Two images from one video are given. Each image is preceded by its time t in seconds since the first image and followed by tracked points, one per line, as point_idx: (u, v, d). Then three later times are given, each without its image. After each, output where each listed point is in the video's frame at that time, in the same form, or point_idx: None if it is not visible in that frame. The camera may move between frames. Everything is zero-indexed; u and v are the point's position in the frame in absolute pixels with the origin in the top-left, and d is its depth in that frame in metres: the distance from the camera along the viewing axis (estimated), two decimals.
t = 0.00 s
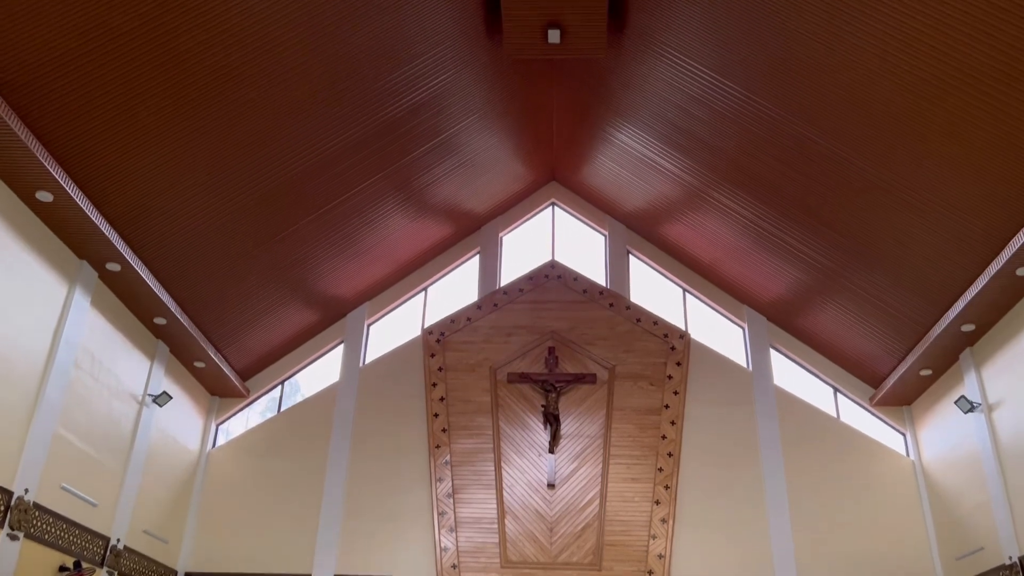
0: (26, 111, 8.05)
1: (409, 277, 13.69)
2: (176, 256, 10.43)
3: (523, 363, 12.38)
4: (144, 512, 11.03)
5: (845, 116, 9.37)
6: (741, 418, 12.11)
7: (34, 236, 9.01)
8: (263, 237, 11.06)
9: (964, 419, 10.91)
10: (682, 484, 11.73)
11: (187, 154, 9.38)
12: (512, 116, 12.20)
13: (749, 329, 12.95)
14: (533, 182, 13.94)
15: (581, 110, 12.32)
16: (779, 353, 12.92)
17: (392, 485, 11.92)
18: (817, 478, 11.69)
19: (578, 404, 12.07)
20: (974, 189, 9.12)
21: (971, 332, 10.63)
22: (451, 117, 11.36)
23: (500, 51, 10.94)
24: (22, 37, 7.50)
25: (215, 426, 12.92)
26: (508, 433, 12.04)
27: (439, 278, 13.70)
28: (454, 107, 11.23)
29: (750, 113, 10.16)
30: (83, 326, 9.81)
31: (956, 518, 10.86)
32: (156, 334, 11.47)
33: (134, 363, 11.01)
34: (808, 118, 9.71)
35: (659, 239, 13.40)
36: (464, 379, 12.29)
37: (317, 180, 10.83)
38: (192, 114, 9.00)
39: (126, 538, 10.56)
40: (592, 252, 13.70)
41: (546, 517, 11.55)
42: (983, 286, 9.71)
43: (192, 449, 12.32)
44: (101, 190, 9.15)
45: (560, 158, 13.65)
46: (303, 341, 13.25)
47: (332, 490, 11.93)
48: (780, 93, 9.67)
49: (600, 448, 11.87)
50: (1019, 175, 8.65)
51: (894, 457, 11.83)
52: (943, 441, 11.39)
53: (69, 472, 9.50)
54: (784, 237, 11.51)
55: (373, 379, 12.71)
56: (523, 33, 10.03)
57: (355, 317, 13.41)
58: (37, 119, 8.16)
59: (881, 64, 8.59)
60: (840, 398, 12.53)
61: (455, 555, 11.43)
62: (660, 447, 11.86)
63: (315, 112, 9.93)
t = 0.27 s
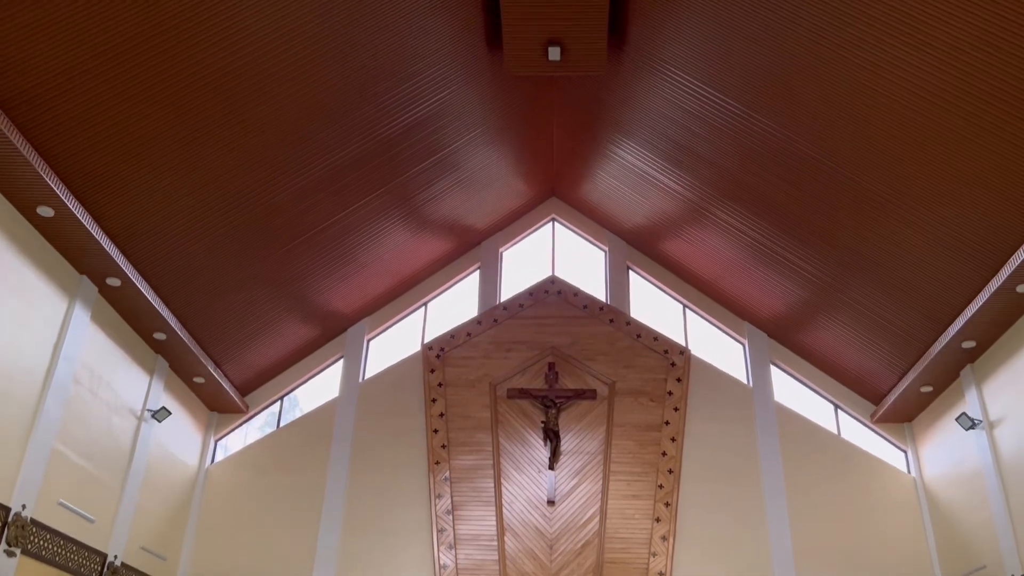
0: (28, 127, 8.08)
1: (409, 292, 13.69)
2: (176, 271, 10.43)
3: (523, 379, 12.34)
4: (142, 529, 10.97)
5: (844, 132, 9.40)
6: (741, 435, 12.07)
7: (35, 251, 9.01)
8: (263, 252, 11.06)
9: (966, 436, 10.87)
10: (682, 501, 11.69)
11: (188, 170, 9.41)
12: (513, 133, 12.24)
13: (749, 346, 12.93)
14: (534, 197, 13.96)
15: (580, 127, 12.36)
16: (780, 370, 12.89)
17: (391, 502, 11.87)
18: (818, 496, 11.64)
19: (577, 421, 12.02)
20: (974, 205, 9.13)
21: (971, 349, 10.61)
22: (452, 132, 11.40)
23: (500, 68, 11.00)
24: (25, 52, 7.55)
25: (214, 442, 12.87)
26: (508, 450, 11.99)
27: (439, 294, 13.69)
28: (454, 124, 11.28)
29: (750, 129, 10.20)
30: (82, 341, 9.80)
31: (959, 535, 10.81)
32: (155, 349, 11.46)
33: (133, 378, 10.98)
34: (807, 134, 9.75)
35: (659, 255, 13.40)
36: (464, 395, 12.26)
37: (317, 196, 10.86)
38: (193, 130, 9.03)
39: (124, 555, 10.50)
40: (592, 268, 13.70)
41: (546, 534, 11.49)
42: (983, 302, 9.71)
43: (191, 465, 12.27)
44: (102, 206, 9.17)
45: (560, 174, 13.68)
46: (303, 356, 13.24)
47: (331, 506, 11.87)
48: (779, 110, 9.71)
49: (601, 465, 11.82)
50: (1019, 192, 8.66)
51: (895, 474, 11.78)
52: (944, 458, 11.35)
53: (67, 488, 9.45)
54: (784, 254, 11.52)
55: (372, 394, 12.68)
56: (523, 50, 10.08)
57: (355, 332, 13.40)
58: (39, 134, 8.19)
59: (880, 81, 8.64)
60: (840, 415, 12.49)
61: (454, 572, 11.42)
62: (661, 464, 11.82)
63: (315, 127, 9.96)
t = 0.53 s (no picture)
0: (29, 143, 8.09)
1: (408, 308, 13.68)
2: (176, 286, 10.43)
3: (522, 395, 12.30)
4: (139, 545, 10.89)
5: (844, 149, 9.44)
6: (742, 451, 12.03)
7: (35, 267, 9.01)
8: (263, 268, 11.06)
9: (967, 453, 10.84)
10: (683, 518, 11.63)
11: (189, 186, 9.43)
12: (513, 149, 12.27)
13: (749, 362, 12.91)
14: (533, 213, 13.98)
15: (580, 143, 12.40)
16: (780, 386, 12.87)
17: (389, 518, 11.80)
18: (820, 513, 11.57)
19: (577, 437, 11.99)
20: (974, 222, 9.15)
21: (972, 366, 10.60)
22: (452, 148, 11.44)
23: (501, 85, 11.05)
24: (28, 68, 7.58)
25: (212, 458, 12.81)
26: (508, 467, 11.95)
27: (439, 309, 13.69)
28: (455, 140, 11.31)
29: (750, 146, 10.23)
30: (81, 357, 9.78)
31: (961, 553, 10.75)
32: (155, 365, 11.44)
33: (132, 393, 10.95)
34: (807, 151, 9.78)
35: (659, 271, 13.41)
36: (464, 410, 12.22)
37: (318, 212, 10.88)
38: (194, 146, 9.06)
39: (120, 572, 10.42)
40: (592, 284, 13.70)
41: (546, 551, 11.42)
42: (983, 319, 9.71)
43: (189, 481, 12.22)
44: (102, 221, 9.17)
45: (560, 190, 13.70)
46: (302, 372, 13.22)
47: (329, 523, 11.80)
48: (779, 127, 9.75)
49: (601, 482, 11.78)
50: (1018, 209, 8.68)
51: (896, 491, 11.73)
52: (945, 476, 11.31)
53: (64, 505, 9.39)
54: (784, 270, 11.53)
55: (371, 410, 12.64)
56: (524, 67, 10.13)
57: (354, 348, 13.38)
58: (40, 151, 8.20)
59: (878, 98, 8.68)
60: (841, 431, 12.46)
61: None
62: (661, 481, 11.79)
63: (316, 143, 9.99)
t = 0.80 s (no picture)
0: (30, 159, 8.10)
1: (408, 323, 13.67)
2: (175, 302, 10.42)
3: (521, 411, 12.26)
4: (136, 562, 10.83)
5: (843, 166, 9.48)
6: (742, 468, 12.00)
7: (35, 282, 9.01)
8: (263, 283, 11.06)
9: (967, 471, 10.81)
10: (683, 535, 11.58)
11: (189, 202, 9.45)
12: (513, 165, 12.31)
13: (749, 380, 12.89)
14: (533, 229, 13.99)
15: (580, 160, 12.43)
16: (779, 403, 12.85)
17: (388, 535, 11.73)
18: (820, 531, 11.52)
19: (577, 454, 11.89)
20: (973, 239, 9.17)
21: (972, 383, 10.59)
22: (452, 165, 11.48)
23: (501, 102, 11.10)
24: (30, 84, 7.61)
25: (210, 474, 12.76)
26: (507, 484, 11.91)
27: (438, 325, 13.67)
28: (454, 156, 11.35)
29: (749, 163, 10.27)
30: (80, 373, 9.77)
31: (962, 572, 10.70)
32: (153, 380, 11.41)
33: (130, 409, 10.91)
34: (806, 168, 9.82)
35: (659, 287, 13.42)
36: (463, 426, 12.15)
37: (318, 227, 10.90)
38: (195, 162, 9.09)
39: None
40: (591, 300, 13.68)
41: (546, 569, 11.42)
42: (983, 336, 9.72)
43: (187, 498, 12.16)
44: (102, 236, 9.17)
45: (559, 207, 13.73)
46: (301, 387, 13.20)
47: (327, 540, 11.73)
48: (778, 144, 9.79)
49: (601, 499, 11.75)
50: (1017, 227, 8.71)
51: (897, 509, 11.70)
52: (946, 493, 11.27)
53: (61, 522, 9.35)
54: (783, 286, 11.54)
55: (370, 426, 12.60)
56: (524, 84, 10.17)
57: (353, 364, 13.36)
58: (41, 167, 8.22)
59: (877, 115, 8.73)
60: (841, 448, 12.43)
61: None
62: (661, 498, 11.75)
63: (316, 159, 10.03)
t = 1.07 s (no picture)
0: (30, 175, 8.13)
1: (407, 338, 13.66)
2: (174, 317, 10.41)
3: (520, 426, 12.21)
4: None
5: (841, 182, 9.51)
6: (741, 485, 11.95)
7: (33, 297, 9.00)
8: (262, 298, 11.06)
9: (967, 487, 10.78)
10: (682, 552, 11.50)
11: (189, 217, 9.47)
12: (512, 181, 12.35)
13: (748, 396, 12.86)
14: (532, 244, 14.01)
15: (579, 175, 12.47)
16: (779, 419, 12.83)
17: (385, 552, 11.64)
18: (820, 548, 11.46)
19: (576, 470, 11.87)
20: (971, 255, 9.20)
21: (971, 400, 10.58)
22: (452, 180, 11.52)
23: (500, 117, 11.15)
24: (31, 100, 7.64)
25: (208, 490, 12.70)
26: (506, 500, 11.86)
27: (437, 340, 13.66)
28: (454, 172, 11.40)
29: (747, 180, 10.31)
30: (78, 388, 9.74)
31: None
32: (151, 396, 11.38)
33: (128, 424, 10.88)
34: (804, 185, 9.85)
35: (658, 302, 13.43)
36: (461, 442, 12.12)
37: (317, 243, 10.91)
38: (195, 178, 9.12)
39: None
40: (590, 315, 13.67)
41: None
42: (982, 353, 9.72)
43: (183, 514, 12.10)
44: (101, 252, 9.18)
45: (558, 222, 13.75)
46: (299, 403, 13.17)
47: (325, 556, 11.65)
48: (777, 160, 9.83)
49: (600, 515, 11.70)
50: (1015, 243, 8.73)
51: (897, 526, 11.65)
52: (946, 510, 11.23)
53: (57, 538, 9.29)
54: (782, 302, 11.55)
55: (368, 442, 12.56)
56: (523, 101, 10.22)
57: (352, 379, 13.33)
58: (41, 182, 8.24)
59: (875, 131, 8.78)
60: (840, 464, 12.40)
61: None
62: (660, 515, 11.68)
63: (316, 175, 10.06)
